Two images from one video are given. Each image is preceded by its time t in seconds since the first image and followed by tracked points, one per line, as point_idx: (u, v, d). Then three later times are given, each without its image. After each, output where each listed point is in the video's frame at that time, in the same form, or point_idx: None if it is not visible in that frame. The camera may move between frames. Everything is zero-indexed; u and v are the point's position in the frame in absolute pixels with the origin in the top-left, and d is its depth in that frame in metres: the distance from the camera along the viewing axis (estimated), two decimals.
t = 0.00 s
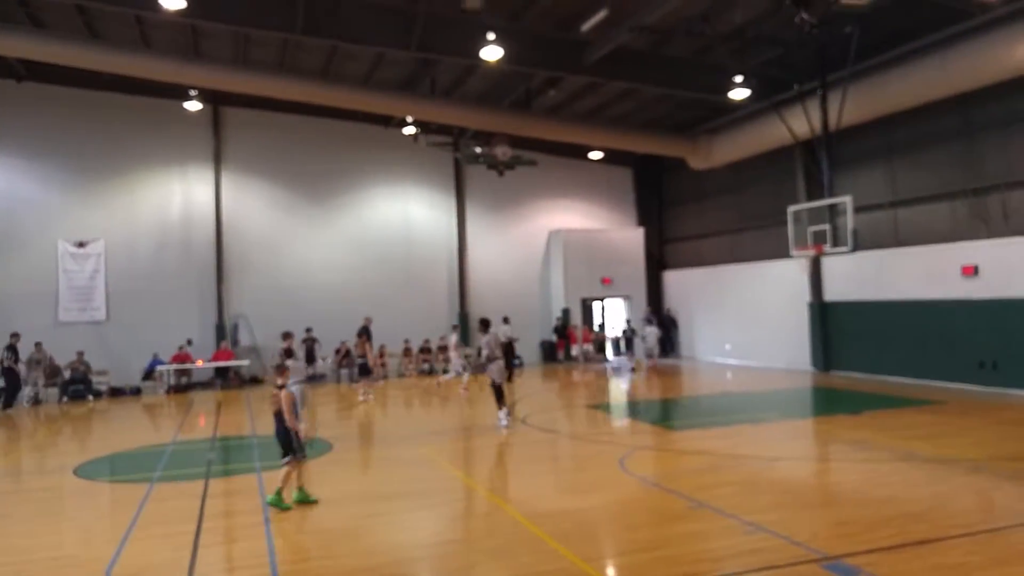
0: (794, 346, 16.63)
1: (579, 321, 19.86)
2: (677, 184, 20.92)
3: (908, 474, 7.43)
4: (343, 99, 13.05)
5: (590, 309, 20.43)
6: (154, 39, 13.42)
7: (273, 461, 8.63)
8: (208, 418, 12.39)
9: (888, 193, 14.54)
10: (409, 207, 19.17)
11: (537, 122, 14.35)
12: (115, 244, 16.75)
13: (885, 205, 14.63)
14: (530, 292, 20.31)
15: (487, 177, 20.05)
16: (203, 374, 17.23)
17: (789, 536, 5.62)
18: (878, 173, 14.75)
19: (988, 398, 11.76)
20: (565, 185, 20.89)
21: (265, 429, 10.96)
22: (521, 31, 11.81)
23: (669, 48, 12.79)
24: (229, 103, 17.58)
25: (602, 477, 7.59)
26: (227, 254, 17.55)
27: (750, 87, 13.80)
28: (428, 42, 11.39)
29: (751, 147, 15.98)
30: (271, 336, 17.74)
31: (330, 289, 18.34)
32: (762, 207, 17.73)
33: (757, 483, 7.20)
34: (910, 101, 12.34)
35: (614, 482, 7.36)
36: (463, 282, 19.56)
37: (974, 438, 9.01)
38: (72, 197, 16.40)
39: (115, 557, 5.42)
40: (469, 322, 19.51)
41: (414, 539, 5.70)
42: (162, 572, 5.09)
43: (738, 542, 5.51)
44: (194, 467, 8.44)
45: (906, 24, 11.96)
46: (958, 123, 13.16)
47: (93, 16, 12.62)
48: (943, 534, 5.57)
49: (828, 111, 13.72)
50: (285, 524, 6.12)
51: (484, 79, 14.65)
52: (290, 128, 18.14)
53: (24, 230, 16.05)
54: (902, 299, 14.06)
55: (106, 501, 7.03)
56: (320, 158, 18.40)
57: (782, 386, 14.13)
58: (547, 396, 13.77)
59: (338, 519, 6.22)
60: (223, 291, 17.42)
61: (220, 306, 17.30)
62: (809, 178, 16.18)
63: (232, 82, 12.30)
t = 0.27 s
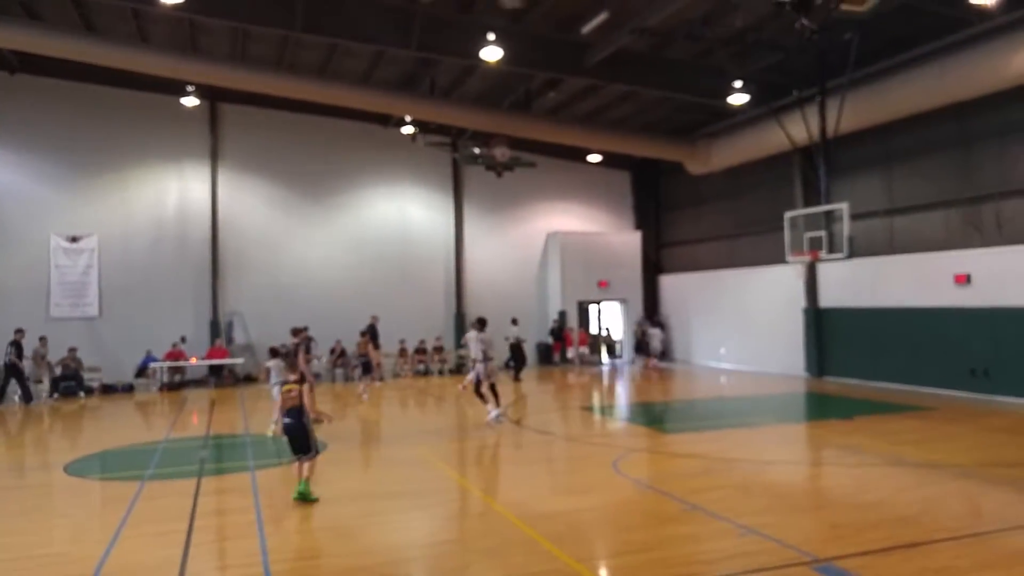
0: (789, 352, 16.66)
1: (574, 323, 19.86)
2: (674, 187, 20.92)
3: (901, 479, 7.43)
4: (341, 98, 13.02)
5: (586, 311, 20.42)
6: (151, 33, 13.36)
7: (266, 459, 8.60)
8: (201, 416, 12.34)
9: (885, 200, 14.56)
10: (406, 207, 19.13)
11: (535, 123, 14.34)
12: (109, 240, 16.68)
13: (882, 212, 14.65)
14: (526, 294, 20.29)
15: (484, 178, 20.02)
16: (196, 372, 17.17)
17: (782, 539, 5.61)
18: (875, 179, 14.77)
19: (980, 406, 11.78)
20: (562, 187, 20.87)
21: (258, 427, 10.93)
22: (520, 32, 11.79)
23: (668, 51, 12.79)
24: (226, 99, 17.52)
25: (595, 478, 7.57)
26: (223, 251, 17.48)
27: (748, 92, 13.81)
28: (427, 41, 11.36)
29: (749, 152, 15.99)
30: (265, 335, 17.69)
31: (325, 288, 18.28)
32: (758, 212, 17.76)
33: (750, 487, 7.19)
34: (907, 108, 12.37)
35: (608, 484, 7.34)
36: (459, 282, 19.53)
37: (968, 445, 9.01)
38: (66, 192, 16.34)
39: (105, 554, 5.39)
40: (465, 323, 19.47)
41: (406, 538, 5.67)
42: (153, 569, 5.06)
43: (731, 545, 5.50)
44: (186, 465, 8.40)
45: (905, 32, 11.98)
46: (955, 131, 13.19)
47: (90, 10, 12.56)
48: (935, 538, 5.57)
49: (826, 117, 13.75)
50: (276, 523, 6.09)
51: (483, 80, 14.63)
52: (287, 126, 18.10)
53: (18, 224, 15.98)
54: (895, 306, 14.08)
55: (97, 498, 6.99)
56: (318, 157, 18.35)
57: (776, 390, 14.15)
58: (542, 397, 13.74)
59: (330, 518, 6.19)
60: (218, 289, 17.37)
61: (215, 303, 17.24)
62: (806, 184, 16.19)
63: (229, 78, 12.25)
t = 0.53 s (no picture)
0: (782, 354, 16.70)
1: (568, 325, 19.88)
2: (668, 189, 20.96)
3: (892, 481, 7.45)
4: (335, 98, 13.00)
5: (580, 313, 20.43)
6: (143, 30, 13.30)
7: (259, 460, 8.56)
8: (193, 417, 12.29)
9: (877, 204, 14.61)
10: (400, 208, 19.10)
11: (529, 125, 14.34)
12: (100, 240, 16.59)
13: (874, 215, 14.70)
14: (520, 295, 20.28)
15: (478, 179, 20.01)
16: (189, 372, 17.11)
17: (774, 541, 5.62)
18: (868, 182, 14.83)
19: (972, 408, 11.84)
20: (557, 189, 20.87)
21: (250, 428, 10.89)
22: (515, 33, 11.79)
23: (662, 54, 12.82)
24: (219, 98, 17.46)
25: (588, 480, 7.57)
26: (216, 251, 17.42)
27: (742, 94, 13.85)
28: (421, 42, 11.35)
29: (742, 155, 16.04)
30: (258, 335, 17.63)
31: (319, 288, 18.23)
32: (752, 215, 17.81)
33: (742, 488, 7.20)
34: (900, 113, 12.42)
35: (601, 486, 7.33)
36: (453, 283, 19.51)
37: (959, 447, 9.04)
38: (58, 191, 16.25)
39: (96, 555, 5.36)
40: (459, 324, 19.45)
41: (399, 539, 5.66)
42: (143, 571, 5.03)
43: (723, 546, 5.50)
44: (179, 466, 8.36)
45: (898, 37, 12.04)
46: (946, 135, 13.25)
47: (82, 7, 12.50)
48: (926, 539, 5.59)
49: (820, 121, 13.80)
50: (269, 524, 6.06)
51: (478, 81, 14.62)
52: (281, 126, 18.05)
53: (8, 222, 15.89)
54: (887, 309, 14.13)
55: (88, 499, 6.95)
56: (312, 157, 18.31)
57: (769, 392, 14.19)
58: (535, 399, 13.73)
59: (322, 519, 6.17)
60: (211, 289, 17.30)
61: (208, 303, 17.18)
62: (799, 186, 16.24)
63: (222, 77, 12.20)
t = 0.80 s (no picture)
0: (777, 353, 16.75)
1: (564, 325, 19.90)
2: (663, 189, 20.99)
3: (887, 479, 7.48)
4: (330, 99, 12.99)
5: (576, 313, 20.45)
6: (136, 32, 13.27)
7: (255, 462, 8.55)
8: (188, 419, 12.28)
9: (871, 202, 14.66)
10: (395, 209, 19.10)
11: (524, 125, 14.35)
12: (94, 243, 16.55)
13: (869, 214, 14.74)
14: (516, 295, 20.30)
15: (473, 180, 20.01)
16: (184, 374, 17.09)
17: (769, 539, 5.64)
18: (862, 181, 14.87)
19: (966, 406, 11.88)
20: (552, 189, 20.89)
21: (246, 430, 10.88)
22: (509, 34, 11.80)
23: (656, 54, 12.84)
24: (213, 100, 17.44)
25: (584, 479, 7.58)
26: (210, 253, 17.39)
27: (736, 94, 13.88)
28: (415, 42, 11.35)
29: (736, 154, 16.07)
30: (254, 337, 17.61)
31: (314, 290, 18.22)
32: (747, 214, 17.85)
33: (737, 487, 7.22)
34: (894, 111, 12.46)
35: (596, 485, 7.35)
36: (448, 284, 19.51)
37: (953, 445, 9.07)
38: (51, 193, 16.21)
39: (92, 557, 5.36)
40: (454, 325, 19.46)
41: (395, 540, 5.66)
42: (138, 573, 5.02)
43: (719, 545, 5.51)
44: (175, 468, 8.36)
45: (891, 36, 12.07)
46: (940, 134, 13.30)
47: (75, 9, 12.47)
48: (920, 537, 5.61)
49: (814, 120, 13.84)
50: (265, 525, 6.06)
51: (472, 81, 14.63)
52: (275, 127, 18.02)
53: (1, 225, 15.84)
54: (882, 308, 14.17)
55: (84, 501, 6.94)
56: (306, 158, 18.29)
57: (764, 391, 14.22)
58: (531, 399, 13.75)
59: (317, 521, 6.17)
60: (206, 291, 17.28)
61: (203, 305, 17.15)
62: (794, 186, 16.28)
63: (215, 79, 12.19)
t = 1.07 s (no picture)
0: (771, 352, 16.78)
1: (558, 325, 19.92)
2: (657, 189, 21.01)
3: (880, 477, 7.51)
4: (324, 98, 12.97)
5: (570, 312, 20.46)
6: (130, 32, 13.23)
7: (250, 462, 8.54)
8: (183, 419, 12.25)
9: (865, 202, 14.71)
10: (390, 209, 19.09)
11: (518, 124, 14.36)
12: (88, 243, 16.50)
13: (863, 213, 14.79)
14: (510, 295, 20.30)
15: (467, 179, 20.00)
16: (179, 374, 17.05)
17: (764, 538, 5.66)
18: (856, 181, 14.92)
19: (959, 405, 11.92)
20: (546, 188, 20.91)
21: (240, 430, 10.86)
22: (504, 33, 11.81)
23: (651, 53, 12.86)
24: (207, 100, 17.40)
25: (578, 478, 7.59)
26: (204, 253, 17.36)
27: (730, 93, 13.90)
28: (409, 42, 11.34)
29: (731, 154, 16.11)
30: (248, 337, 17.58)
31: (308, 290, 18.19)
32: (741, 214, 17.89)
33: (732, 486, 7.24)
34: (887, 111, 12.51)
35: (591, 484, 7.36)
36: (443, 284, 19.50)
37: (946, 444, 9.11)
38: (45, 193, 16.16)
39: (87, 558, 5.35)
40: (449, 325, 19.46)
41: (390, 540, 5.65)
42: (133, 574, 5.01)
43: (713, 544, 5.52)
44: (170, 468, 8.34)
45: (885, 35, 12.11)
46: (933, 134, 13.35)
47: (67, 9, 12.43)
48: (914, 536, 5.63)
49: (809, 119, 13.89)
50: (260, 526, 6.06)
51: (466, 81, 14.63)
52: (269, 127, 17.99)
53: None
54: (877, 306, 14.21)
55: (78, 502, 6.92)
56: (300, 158, 18.27)
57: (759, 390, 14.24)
58: (526, 399, 13.76)
59: (312, 521, 6.16)
60: (200, 291, 17.24)
61: (197, 305, 17.12)
62: (788, 185, 16.32)
63: (209, 79, 12.17)
